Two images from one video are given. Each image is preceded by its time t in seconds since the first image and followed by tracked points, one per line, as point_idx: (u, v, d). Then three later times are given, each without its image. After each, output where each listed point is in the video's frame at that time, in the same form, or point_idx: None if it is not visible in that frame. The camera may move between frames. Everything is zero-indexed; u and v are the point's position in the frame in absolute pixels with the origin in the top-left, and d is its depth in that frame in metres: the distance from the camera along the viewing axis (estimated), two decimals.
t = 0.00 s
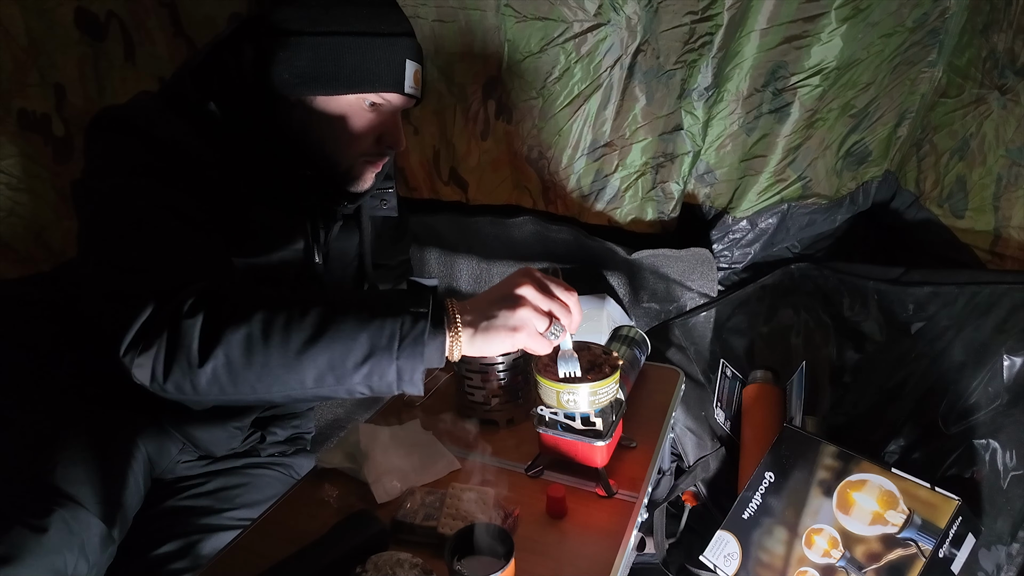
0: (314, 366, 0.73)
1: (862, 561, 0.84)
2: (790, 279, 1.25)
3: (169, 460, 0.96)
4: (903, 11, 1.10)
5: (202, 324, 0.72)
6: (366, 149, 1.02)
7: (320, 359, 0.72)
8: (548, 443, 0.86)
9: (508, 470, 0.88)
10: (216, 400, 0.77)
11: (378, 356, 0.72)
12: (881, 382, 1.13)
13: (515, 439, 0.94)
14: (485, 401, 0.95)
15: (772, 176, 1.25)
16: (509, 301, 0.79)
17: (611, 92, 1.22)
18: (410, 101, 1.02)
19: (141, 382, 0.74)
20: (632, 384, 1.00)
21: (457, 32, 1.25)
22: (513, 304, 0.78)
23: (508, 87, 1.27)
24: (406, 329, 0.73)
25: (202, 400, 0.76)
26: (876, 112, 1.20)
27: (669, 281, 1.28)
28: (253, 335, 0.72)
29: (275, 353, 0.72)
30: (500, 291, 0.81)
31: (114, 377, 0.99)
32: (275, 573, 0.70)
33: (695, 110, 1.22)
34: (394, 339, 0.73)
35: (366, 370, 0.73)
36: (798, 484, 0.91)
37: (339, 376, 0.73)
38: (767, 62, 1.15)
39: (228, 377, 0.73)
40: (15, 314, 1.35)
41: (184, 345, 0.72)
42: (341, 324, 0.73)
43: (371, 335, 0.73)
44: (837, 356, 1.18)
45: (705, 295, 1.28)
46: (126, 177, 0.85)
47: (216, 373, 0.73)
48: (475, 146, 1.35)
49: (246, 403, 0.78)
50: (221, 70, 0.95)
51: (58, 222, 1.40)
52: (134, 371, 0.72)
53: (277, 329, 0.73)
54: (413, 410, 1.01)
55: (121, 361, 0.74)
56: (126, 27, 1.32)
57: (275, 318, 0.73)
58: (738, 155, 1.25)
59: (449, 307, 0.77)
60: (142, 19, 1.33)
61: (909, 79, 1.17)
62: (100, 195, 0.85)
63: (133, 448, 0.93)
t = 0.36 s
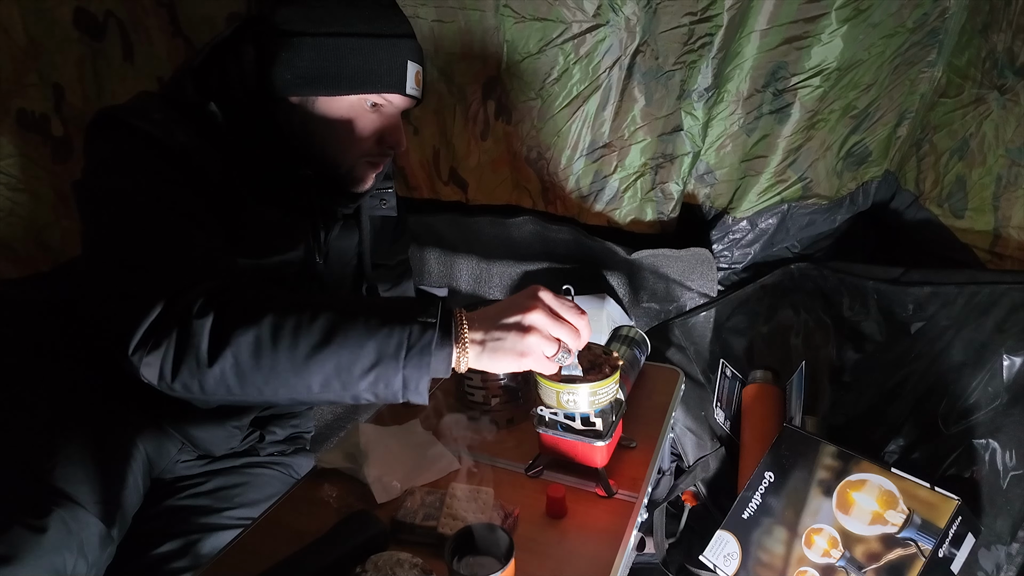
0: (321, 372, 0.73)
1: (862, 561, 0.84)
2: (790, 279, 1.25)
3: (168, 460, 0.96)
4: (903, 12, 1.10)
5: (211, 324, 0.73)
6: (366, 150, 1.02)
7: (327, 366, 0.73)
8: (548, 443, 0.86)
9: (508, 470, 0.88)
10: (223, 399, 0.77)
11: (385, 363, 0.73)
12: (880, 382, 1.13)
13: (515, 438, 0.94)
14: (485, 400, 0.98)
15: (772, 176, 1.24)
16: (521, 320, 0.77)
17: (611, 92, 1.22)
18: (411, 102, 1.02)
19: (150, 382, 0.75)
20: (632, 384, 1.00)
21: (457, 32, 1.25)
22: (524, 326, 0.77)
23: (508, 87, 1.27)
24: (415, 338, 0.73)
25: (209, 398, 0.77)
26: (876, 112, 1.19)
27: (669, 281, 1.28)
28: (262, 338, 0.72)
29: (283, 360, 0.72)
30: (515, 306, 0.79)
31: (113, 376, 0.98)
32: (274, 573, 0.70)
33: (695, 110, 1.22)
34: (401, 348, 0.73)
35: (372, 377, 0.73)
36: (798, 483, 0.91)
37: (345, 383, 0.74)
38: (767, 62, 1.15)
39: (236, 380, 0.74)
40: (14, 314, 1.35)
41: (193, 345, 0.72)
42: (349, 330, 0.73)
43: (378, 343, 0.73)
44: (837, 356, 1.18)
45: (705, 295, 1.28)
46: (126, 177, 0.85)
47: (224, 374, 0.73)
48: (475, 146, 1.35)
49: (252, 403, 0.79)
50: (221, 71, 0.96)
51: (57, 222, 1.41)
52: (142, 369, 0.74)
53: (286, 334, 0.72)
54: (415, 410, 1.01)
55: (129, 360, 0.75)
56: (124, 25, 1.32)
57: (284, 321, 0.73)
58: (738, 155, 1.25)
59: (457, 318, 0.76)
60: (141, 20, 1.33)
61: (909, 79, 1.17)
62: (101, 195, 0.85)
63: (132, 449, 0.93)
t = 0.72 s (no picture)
0: (315, 382, 0.73)
1: (862, 561, 0.84)
2: (790, 279, 1.25)
3: (168, 460, 0.96)
4: (903, 12, 1.10)
5: (209, 331, 0.73)
6: (367, 149, 1.02)
7: (322, 375, 0.72)
8: (548, 443, 0.86)
9: (507, 470, 0.88)
10: (219, 405, 0.78)
11: (379, 378, 0.72)
12: (881, 382, 1.13)
13: (515, 438, 0.93)
14: (486, 401, 0.99)
15: (772, 176, 1.25)
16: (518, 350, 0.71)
17: (611, 92, 1.22)
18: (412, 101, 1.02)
19: (146, 388, 0.76)
20: (631, 383, 1.00)
21: (457, 32, 1.25)
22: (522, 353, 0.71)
23: (508, 86, 1.27)
24: (410, 353, 0.72)
25: (205, 404, 0.77)
26: (876, 112, 1.19)
27: (668, 281, 1.28)
28: (257, 348, 0.72)
29: (279, 366, 0.72)
30: (519, 326, 0.73)
31: (114, 377, 0.99)
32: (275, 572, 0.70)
33: (694, 110, 1.22)
34: (396, 362, 0.72)
35: (366, 390, 0.72)
36: (798, 483, 0.91)
37: (340, 394, 0.73)
38: (767, 62, 1.15)
39: (232, 387, 0.74)
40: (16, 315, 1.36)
41: (189, 353, 0.72)
42: (345, 340, 0.72)
43: (373, 357, 0.72)
44: (837, 356, 1.18)
45: (704, 295, 1.28)
46: (127, 178, 0.85)
47: (220, 383, 0.73)
48: (475, 146, 1.35)
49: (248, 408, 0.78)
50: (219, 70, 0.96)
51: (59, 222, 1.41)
52: (140, 375, 0.74)
53: (281, 345, 0.72)
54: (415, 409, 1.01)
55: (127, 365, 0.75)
56: (125, 27, 1.31)
57: (278, 333, 0.73)
58: (738, 155, 1.25)
59: (455, 333, 0.72)
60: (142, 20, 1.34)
61: (908, 79, 1.17)
62: (101, 196, 0.85)
63: (131, 449, 0.93)
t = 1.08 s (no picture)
0: (307, 384, 0.73)
1: (863, 562, 0.84)
2: (791, 279, 1.24)
3: (165, 460, 0.96)
4: (904, 11, 1.10)
5: (200, 332, 0.73)
6: (364, 147, 1.02)
7: (314, 378, 0.72)
8: (547, 443, 0.86)
9: (507, 470, 0.88)
10: (211, 404, 0.78)
11: (371, 381, 0.72)
12: (882, 382, 1.13)
13: (515, 439, 0.93)
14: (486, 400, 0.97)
15: (773, 176, 1.24)
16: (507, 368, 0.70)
17: (611, 92, 1.22)
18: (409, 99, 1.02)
19: (139, 387, 0.76)
20: (631, 384, 1.00)
21: (456, 31, 1.25)
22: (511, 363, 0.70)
23: (507, 86, 1.27)
24: (403, 356, 0.71)
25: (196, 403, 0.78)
26: (877, 112, 1.19)
27: (669, 281, 1.27)
28: (248, 349, 0.72)
29: (270, 366, 0.72)
30: (514, 339, 0.72)
31: (114, 376, 0.99)
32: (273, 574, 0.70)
33: (695, 110, 1.22)
34: (389, 365, 0.71)
35: (358, 393, 0.72)
36: (799, 484, 0.90)
37: (332, 396, 0.73)
38: (768, 61, 1.14)
39: (223, 386, 0.73)
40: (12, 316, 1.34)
41: (182, 354, 0.72)
42: (337, 344, 0.72)
43: (366, 360, 0.72)
44: (838, 356, 1.18)
45: (705, 295, 1.27)
46: (124, 178, 0.85)
47: (213, 384, 0.73)
48: (474, 145, 1.35)
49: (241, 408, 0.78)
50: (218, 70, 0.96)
51: (56, 222, 1.38)
52: (131, 375, 0.74)
53: (272, 347, 0.72)
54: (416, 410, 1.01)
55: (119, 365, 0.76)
56: (123, 26, 1.34)
57: (270, 333, 0.72)
58: (739, 155, 1.24)
59: (449, 339, 0.72)
60: (140, 19, 1.35)
61: (910, 78, 1.16)
62: (99, 196, 0.85)
63: (127, 449, 0.92)
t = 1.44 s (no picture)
0: (306, 370, 0.72)
1: (863, 562, 0.84)
2: (791, 279, 1.24)
3: (165, 460, 0.96)
4: (905, 12, 1.10)
5: (195, 326, 0.72)
6: (364, 149, 1.02)
7: (313, 364, 0.72)
8: (547, 443, 0.85)
9: (507, 470, 0.88)
10: (209, 400, 0.77)
11: (370, 362, 0.72)
12: (882, 381, 1.13)
13: (515, 439, 0.94)
14: (485, 401, 0.96)
15: (774, 176, 1.24)
16: (496, 310, 0.74)
17: (611, 92, 1.22)
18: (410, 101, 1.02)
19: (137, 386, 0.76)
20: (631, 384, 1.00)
21: (456, 32, 1.25)
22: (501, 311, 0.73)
23: (507, 86, 1.27)
24: (399, 335, 0.72)
25: (195, 400, 0.77)
26: (878, 112, 1.19)
27: (669, 281, 1.27)
28: (245, 341, 0.72)
29: (267, 357, 0.72)
30: (493, 290, 0.76)
31: (115, 375, 1.00)
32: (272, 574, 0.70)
33: (695, 110, 1.22)
34: (386, 346, 0.72)
35: (358, 375, 0.72)
36: (799, 484, 0.91)
37: (331, 380, 0.73)
38: (768, 62, 1.15)
39: (220, 380, 0.73)
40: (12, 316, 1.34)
41: (176, 346, 0.72)
42: (334, 328, 0.72)
43: (363, 342, 0.72)
44: (838, 356, 1.18)
45: (705, 295, 1.27)
46: (125, 178, 0.85)
47: (209, 376, 0.73)
48: (474, 146, 1.35)
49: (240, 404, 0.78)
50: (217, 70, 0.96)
51: (56, 222, 1.37)
52: (128, 372, 0.74)
53: (269, 338, 0.72)
54: (415, 410, 1.01)
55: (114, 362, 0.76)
56: (123, 27, 1.34)
57: (268, 319, 0.73)
58: (739, 155, 1.24)
59: (440, 312, 0.74)
60: (141, 19, 1.35)
61: (910, 79, 1.16)
62: (99, 196, 0.85)
63: (126, 450, 0.92)
